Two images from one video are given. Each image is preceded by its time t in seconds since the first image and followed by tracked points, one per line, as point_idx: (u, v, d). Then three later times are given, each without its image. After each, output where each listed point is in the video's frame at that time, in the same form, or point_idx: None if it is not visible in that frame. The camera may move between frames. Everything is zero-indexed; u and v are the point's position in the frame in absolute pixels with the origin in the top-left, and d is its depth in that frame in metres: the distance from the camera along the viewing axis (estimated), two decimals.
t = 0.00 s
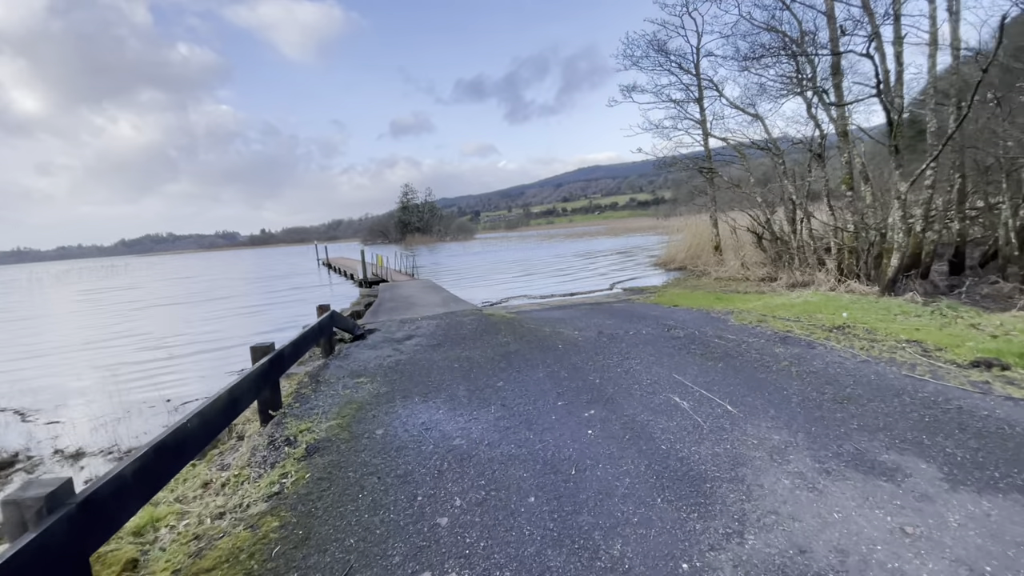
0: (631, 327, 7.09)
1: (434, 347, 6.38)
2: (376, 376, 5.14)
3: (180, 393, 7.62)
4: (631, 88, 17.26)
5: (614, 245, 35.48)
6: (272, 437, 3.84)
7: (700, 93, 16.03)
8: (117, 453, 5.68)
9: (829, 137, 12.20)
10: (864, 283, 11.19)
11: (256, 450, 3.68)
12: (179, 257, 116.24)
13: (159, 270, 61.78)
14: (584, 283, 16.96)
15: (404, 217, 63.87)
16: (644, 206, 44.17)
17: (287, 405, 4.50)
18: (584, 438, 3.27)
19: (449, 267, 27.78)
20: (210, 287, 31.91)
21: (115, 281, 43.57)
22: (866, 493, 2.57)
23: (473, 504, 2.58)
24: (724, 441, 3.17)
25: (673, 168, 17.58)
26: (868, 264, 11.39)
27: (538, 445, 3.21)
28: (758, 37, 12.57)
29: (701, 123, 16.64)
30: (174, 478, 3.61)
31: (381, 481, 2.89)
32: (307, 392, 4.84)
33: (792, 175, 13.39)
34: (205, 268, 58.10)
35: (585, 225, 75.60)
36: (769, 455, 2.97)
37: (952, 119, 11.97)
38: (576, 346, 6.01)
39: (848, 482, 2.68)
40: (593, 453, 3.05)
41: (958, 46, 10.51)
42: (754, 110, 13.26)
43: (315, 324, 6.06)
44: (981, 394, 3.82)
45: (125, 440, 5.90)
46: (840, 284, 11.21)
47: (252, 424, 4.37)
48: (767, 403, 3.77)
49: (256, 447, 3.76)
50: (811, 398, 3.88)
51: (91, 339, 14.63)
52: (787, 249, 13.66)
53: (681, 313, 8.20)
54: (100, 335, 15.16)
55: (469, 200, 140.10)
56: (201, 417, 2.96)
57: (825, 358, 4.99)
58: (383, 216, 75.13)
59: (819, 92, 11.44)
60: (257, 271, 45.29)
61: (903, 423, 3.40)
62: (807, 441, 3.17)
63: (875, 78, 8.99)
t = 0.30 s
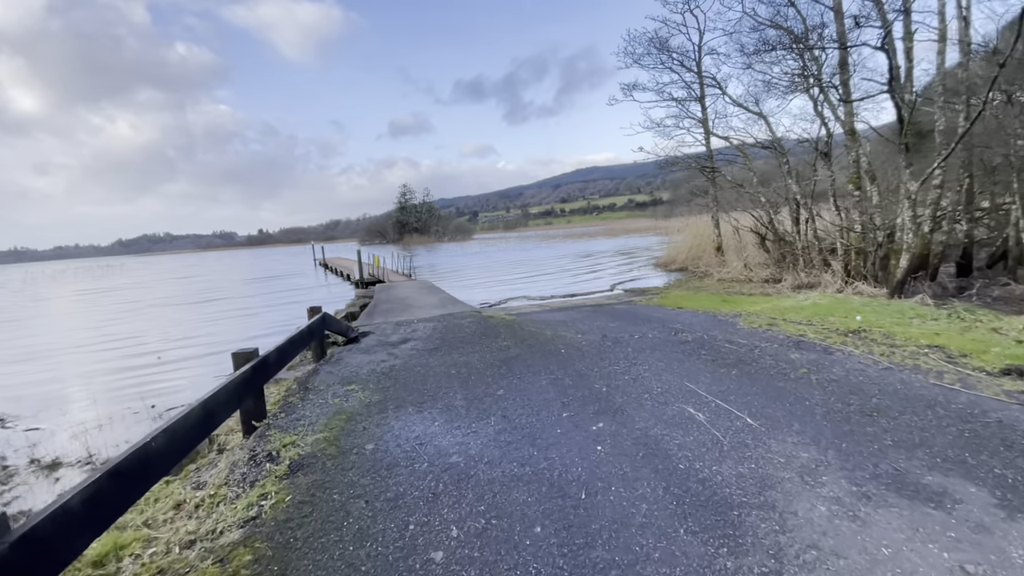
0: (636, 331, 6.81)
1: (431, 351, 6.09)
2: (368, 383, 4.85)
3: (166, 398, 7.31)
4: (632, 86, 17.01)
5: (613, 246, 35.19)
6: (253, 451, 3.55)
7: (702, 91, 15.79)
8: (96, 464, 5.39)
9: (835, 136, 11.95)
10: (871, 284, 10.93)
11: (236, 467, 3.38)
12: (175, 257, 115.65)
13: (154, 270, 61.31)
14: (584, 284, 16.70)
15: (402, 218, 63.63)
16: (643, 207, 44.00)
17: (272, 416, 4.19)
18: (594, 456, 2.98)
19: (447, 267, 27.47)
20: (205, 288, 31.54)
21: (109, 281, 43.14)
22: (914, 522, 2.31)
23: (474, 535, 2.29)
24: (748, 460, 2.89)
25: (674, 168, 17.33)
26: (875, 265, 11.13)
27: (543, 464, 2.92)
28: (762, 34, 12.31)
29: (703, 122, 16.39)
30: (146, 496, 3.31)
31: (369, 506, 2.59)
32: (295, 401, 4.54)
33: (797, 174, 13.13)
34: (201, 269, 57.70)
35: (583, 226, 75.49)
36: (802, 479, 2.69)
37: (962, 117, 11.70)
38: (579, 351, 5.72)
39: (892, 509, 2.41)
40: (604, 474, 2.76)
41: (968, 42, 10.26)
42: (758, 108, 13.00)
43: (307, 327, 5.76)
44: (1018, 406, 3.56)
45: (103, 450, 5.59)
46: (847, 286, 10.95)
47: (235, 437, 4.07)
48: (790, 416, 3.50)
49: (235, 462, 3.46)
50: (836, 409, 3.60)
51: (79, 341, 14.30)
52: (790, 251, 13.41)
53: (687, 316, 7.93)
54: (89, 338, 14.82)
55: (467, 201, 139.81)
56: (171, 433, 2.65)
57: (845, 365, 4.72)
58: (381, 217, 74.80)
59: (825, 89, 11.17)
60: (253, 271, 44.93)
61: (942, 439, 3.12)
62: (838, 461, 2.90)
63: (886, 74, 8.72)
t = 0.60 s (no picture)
0: (645, 339, 6.50)
1: (430, 360, 5.79)
2: (363, 396, 4.56)
3: (154, 408, 7.03)
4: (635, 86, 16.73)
5: (615, 247, 34.92)
6: (237, 474, 3.26)
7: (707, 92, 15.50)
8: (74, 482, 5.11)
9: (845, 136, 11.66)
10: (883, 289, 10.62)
11: (216, 493, 3.08)
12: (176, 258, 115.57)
13: (154, 271, 61.08)
14: (586, 287, 16.41)
15: (403, 218, 63.39)
16: (645, 208, 43.69)
17: (259, 433, 3.90)
18: (610, 486, 2.70)
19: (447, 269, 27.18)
20: (203, 290, 31.27)
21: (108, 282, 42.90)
22: (978, 570, 2.02)
23: None
24: (782, 491, 2.60)
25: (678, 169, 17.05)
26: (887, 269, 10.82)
27: (553, 494, 2.63)
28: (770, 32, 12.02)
29: (708, 122, 16.10)
30: (116, 527, 3.03)
31: (359, 546, 2.31)
32: (285, 415, 4.25)
33: (805, 176, 12.83)
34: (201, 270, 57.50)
35: (584, 227, 75.24)
36: (845, 515, 2.40)
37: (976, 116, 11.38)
38: (585, 361, 5.42)
39: (950, 553, 2.12)
40: (622, 508, 2.47)
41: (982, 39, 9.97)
42: (765, 108, 12.71)
43: (301, 334, 5.47)
44: None
45: (84, 465, 5.31)
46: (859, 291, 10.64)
47: (219, 456, 3.78)
48: (819, 437, 3.20)
49: (216, 487, 3.17)
50: (869, 430, 3.30)
51: (72, 345, 14.03)
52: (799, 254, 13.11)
53: (695, 322, 7.64)
54: (83, 341, 14.54)
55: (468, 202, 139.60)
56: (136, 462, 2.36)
57: (870, 377, 4.42)
58: (381, 218, 74.57)
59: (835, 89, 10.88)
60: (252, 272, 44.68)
61: (991, 466, 2.82)
62: (881, 492, 2.60)
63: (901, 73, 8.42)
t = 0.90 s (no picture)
0: (652, 343, 6.20)
1: (426, 366, 5.48)
2: (354, 406, 4.24)
3: (137, 415, 6.70)
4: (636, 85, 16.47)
5: (614, 248, 34.68)
6: (213, 497, 2.95)
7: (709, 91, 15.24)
8: (46, 497, 4.78)
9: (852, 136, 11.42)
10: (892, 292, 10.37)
11: (188, 518, 2.77)
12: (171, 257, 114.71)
13: (148, 271, 60.51)
14: (586, 289, 16.13)
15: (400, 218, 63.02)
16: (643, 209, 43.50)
17: (240, 449, 3.58)
18: (628, 515, 2.41)
19: (444, 270, 26.86)
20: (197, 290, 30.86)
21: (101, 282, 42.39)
22: None
23: None
24: (822, 522, 2.31)
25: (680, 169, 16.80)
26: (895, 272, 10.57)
27: (566, 526, 2.34)
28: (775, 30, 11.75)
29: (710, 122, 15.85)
30: (76, 557, 2.72)
31: None
32: (270, 428, 3.93)
33: (810, 176, 12.58)
34: (196, 270, 56.97)
35: (582, 227, 75.02)
36: (898, 552, 2.11)
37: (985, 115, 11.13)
38: (589, 368, 5.12)
39: None
40: (645, 544, 2.17)
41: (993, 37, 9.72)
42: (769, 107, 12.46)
43: (290, 339, 5.14)
44: None
45: (57, 480, 4.99)
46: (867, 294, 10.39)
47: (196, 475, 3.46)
48: (852, 457, 2.92)
49: (189, 511, 2.86)
50: (906, 448, 3.02)
51: (58, 348, 13.66)
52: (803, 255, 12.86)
53: (702, 326, 7.35)
54: (70, 344, 14.17)
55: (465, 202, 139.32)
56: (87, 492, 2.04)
57: (896, 387, 4.13)
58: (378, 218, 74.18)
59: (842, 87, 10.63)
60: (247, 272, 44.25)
61: None
62: (933, 522, 2.31)
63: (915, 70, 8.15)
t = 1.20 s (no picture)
0: (660, 350, 5.91)
1: (423, 374, 5.16)
2: (345, 420, 3.92)
3: (119, 424, 6.36)
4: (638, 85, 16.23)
5: (613, 250, 34.39)
6: (185, 527, 2.63)
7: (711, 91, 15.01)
8: (15, 515, 4.44)
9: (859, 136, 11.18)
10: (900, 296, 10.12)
11: (153, 554, 2.43)
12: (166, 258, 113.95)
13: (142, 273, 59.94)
14: (587, 291, 15.85)
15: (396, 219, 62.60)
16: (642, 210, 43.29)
17: (219, 469, 3.25)
18: (656, 555, 2.10)
19: (442, 272, 26.51)
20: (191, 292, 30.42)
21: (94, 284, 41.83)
22: None
23: None
24: (880, 564, 2.01)
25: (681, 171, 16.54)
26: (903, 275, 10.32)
27: (586, 568, 2.03)
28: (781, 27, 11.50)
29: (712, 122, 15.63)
30: None
31: None
32: (253, 444, 3.61)
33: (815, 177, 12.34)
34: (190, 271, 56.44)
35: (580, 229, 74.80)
36: None
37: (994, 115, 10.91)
38: (596, 377, 4.81)
39: None
40: None
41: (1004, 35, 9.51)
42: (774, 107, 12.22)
43: (278, 345, 4.81)
44: None
45: (28, 496, 4.65)
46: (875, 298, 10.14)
47: (170, 498, 3.13)
48: (896, 482, 2.63)
49: (156, 544, 2.53)
50: (955, 471, 2.73)
51: (44, 353, 13.26)
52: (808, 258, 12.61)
53: (711, 331, 7.07)
54: (56, 348, 13.77)
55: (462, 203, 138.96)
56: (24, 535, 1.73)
57: (928, 400, 3.85)
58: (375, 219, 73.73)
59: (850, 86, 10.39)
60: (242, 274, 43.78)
61: None
62: (1004, 561, 2.03)
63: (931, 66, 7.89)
